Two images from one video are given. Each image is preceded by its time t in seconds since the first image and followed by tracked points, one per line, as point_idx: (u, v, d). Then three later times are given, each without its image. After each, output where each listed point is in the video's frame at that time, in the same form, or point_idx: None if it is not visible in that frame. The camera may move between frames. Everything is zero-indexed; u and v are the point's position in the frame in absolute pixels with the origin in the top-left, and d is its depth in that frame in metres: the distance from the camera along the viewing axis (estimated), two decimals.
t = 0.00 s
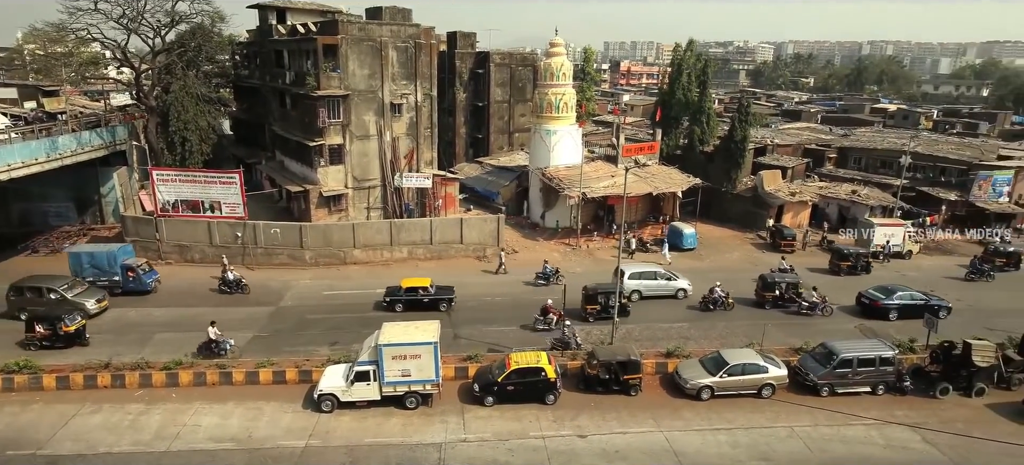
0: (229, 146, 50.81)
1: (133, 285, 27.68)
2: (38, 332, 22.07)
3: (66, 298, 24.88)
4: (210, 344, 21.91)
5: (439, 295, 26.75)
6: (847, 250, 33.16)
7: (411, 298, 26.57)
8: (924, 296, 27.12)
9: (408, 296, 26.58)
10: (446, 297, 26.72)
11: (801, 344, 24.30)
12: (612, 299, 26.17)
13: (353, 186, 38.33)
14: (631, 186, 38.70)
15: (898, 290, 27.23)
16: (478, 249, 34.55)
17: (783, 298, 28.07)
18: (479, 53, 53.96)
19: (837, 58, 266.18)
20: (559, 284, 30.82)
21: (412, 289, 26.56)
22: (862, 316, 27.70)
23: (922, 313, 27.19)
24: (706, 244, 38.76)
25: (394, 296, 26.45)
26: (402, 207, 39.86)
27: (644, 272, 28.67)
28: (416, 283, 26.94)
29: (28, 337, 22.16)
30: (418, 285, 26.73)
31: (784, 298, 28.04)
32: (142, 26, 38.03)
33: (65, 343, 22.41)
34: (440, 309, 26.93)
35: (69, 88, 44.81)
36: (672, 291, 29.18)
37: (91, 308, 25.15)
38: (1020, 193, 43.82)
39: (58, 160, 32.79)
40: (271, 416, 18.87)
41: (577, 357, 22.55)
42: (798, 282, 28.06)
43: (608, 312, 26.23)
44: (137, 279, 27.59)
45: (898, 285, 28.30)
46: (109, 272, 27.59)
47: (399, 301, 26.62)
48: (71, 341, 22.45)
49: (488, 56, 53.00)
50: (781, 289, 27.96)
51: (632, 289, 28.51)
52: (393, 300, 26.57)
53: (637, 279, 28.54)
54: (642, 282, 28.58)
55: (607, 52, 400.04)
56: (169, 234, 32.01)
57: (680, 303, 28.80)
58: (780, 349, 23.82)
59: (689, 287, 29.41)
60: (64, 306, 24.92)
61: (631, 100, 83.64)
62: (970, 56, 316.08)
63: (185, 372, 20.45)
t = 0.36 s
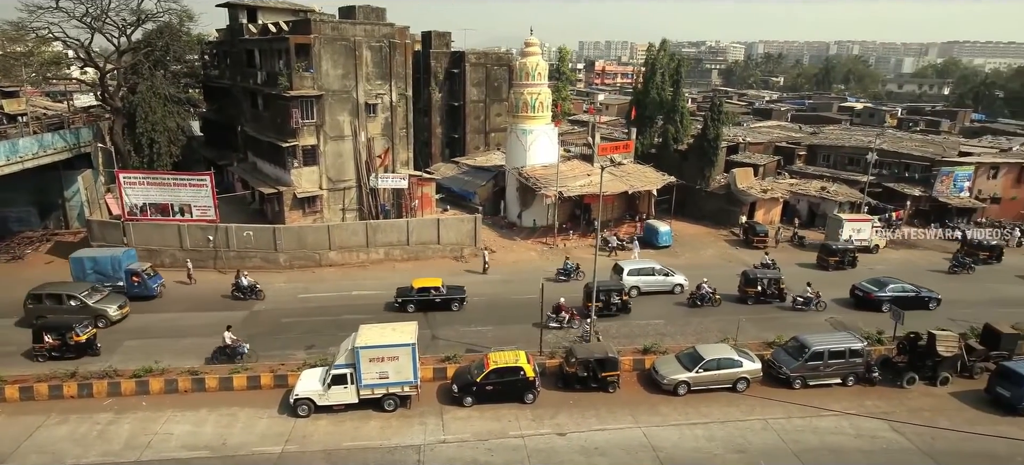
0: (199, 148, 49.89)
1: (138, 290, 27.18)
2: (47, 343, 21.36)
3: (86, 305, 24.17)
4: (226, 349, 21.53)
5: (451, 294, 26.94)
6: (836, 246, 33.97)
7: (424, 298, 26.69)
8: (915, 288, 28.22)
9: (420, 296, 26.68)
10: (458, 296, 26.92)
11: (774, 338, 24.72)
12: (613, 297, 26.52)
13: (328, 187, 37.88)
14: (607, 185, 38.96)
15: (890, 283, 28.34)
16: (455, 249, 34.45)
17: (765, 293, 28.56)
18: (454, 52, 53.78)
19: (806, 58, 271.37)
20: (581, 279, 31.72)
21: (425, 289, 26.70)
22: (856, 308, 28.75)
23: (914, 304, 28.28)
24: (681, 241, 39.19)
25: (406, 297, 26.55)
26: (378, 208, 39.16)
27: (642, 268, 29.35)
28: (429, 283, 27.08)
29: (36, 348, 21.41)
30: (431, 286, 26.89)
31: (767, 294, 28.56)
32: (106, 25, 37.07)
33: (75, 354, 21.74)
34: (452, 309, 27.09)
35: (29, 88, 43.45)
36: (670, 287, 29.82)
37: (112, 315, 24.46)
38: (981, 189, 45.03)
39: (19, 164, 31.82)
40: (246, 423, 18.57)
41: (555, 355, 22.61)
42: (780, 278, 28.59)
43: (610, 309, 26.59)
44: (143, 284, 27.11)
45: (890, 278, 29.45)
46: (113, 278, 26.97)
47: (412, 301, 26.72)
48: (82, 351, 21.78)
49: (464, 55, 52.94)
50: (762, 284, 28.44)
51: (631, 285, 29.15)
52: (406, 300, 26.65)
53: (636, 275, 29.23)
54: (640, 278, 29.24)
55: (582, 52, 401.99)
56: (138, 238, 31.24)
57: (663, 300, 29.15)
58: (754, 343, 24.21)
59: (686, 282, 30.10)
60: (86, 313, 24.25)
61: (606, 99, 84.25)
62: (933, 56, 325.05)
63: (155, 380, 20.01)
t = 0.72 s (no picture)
0: (164, 150, 48.67)
1: (146, 295, 26.62)
2: (62, 353, 20.64)
3: (115, 311, 23.84)
4: (244, 353, 21.49)
5: (464, 292, 27.22)
6: (822, 240, 34.93)
7: (437, 297, 26.93)
8: (904, 280, 29.25)
9: (433, 296, 26.89)
10: (471, 294, 27.20)
11: (745, 332, 25.13)
12: (613, 294, 26.70)
13: (299, 189, 37.28)
14: (580, 184, 39.17)
15: (880, 274, 29.31)
16: (429, 250, 34.29)
17: (746, 289, 28.98)
18: (426, 52, 53.49)
19: (773, 57, 276.68)
20: (598, 274, 32.92)
21: (437, 288, 26.92)
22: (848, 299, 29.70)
23: (902, 295, 29.31)
24: (654, 239, 39.60)
25: (419, 296, 26.76)
26: (351, 210, 38.96)
27: (638, 264, 29.91)
28: (440, 282, 27.30)
29: (51, 359, 20.67)
30: (443, 285, 27.09)
31: (747, 290, 29.00)
32: (63, 24, 35.92)
33: (92, 364, 21.08)
34: (464, 307, 27.36)
35: None
36: (665, 282, 30.48)
37: (142, 320, 24.15)
38: (939, 184, 46.55)
39: None
40: (216, 430, 18.18)
41: (531, 354, 22.63)
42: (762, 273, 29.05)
43: (610, 306, 26.82)
44: (151, 289, 26.56)
45: (880, 270, 30.47)
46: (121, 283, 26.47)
47: (424, 301, 26.91)
48: (100, 361, 21.13)
49: (436, 55, 52.70)
50: (744, 280, 28.85)
51: (627, 281, 29.74)
52: (419, 300, 26.83)
53: (632, 271, 29.82)
54: (636, 274, 29.85)
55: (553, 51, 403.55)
56: (101, 244, 30.34)
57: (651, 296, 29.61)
58: (726, 338, 24.59)
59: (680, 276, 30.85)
60: (115, 319, 23.89)
61: (578, 98, 84.78)
62: (893, 55, 334.42)
63: (120, 389, 19.45)
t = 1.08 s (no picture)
0: (124, 152, 47.22)
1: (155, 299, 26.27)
2: (82, 362, 20.10)
3: (142, 317, 23.52)
4: (264, 356, 21.31)
5: (474, 290, 27.66)
6: (807, 235, 36.06)
7: (448, 295, 27.24)
8: (889, 271, 30.46)
9: (444, 294, 27.21)
10: (481, 291, 27.64)
11: (715, 327, 25.52)
12: (609, 290, 27.24)
13: (267, 191, 36.56)
14: (552, 183, 39.30)
15: (868, 265, 30.44)
16: (401, 251, 34.02)
17: (729, 284, 29.47)
18: (395, 51, 53.02)
19: (738, 57, 281.90)
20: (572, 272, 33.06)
21: (448, 286, 27.24)
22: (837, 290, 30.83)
23: (888, 285, 30.52)
24: (625, 236, 39.96)
25: (430, 295, 27.05)
26: (321, 212, 38.41)
27: (631, 260, 30.57)
28: (450, 280, 27.60)
29: (72, 368, 20.09)
30: (453, 283, 27.44)
31: (729, 285, 29.45)
32: (15, 22, 34.65)
33: (115, 372, 20.61)
34: (475, 304, 27.77)
35: None
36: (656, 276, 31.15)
37: (171, 324, 23.88)
38: (897, 179, 48.10)
39: None
40: (183, 440, 17.73)
41: (505, 354, 22.62)
42: (743, 269, 29.49)
43: (605, 302, 27.31)
44: (160, 293, 26.15)
45: (866, 261, 31.63)
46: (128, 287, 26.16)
47: (435, 299, 27.20)
48: (123, 369, 20.71)
49: (405, 54, 52.27)
50: (727, 276, 29.36)
51: (621, 276, 30.36)
52: (430, 299, 27.13)
53: (626, 266, 30.48)
54: (630, 269, 30.51)
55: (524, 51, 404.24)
56: (58, 251, 29.25)
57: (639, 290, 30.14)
58: (696, 333, 24.93)
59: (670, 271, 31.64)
60: (145, 324, 23.65)
61: (549, 98, 85.12)
62: (853, 54, 343.69)
63: (81, 401, 18.82)
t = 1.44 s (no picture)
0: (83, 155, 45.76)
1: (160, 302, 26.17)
2: (103, 369, 19.61)
3: (165, 320, 23.34)
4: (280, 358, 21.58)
5: (478, 287, 27.98)
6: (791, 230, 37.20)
7: (453, 292, 27.52)
8: (873, 262, 31.67)
9: (449, 292, 27.49)
10: (485, 288, 27.99)
11: (687, 323, 25.82)
12: (601, 286, 27.63)
13: (235, 193, 35.78)
14: (525, 182, 39.32)
15: (853, 257, 31.56)
16: (374, 252, 33.69)
17: (713, 280, 29.91)
18: (366, 51, 52.46)
19: (706, 56, 286.37)
20: (547, 270, 33.10)
21: (453, 284, 27.54)
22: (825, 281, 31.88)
23: (872, 276, 31.75)
24: (599, 234, 40.22)
25: (436, 293, 27.35)
26: (291, 213, 37.77)
27: (621, 256, 31.21)
28: (455, 278, 27.90)
29: (93, 375, 19.64)
30: (458, 281, 27.74)
31: (712, 280, 29.88)
32: None
33: (137, 377, 20.21)
34: (480, 301, 28.05)
35: None
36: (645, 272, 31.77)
37: (196, 326, 23.78)
38: (859, 175, 49.40)
39: None
40: (151, 450, 17.26)
41: (481, 354, 22.55)
42: (727, 264, 30.02)
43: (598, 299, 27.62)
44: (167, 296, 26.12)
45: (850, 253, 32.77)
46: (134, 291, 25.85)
47: (441, 297, 27.49)
48: (145, 374, 20.30)
49: (376, 54, 51.75)
50: (711, 272, 29.84)
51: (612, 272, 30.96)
52: (436, 296, 27.41)
53: (616, 262, 31.08)
54: (620, 265, 31.14)
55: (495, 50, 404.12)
56: (15, 257, 28.14)
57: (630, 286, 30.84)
58: (670, 328, 25.18)
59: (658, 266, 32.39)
60: (168, 326, 23.46)
61: (521, 97, 85.27)
62: (817, 53, 352.00)
63: (42, 413, 18.18)
